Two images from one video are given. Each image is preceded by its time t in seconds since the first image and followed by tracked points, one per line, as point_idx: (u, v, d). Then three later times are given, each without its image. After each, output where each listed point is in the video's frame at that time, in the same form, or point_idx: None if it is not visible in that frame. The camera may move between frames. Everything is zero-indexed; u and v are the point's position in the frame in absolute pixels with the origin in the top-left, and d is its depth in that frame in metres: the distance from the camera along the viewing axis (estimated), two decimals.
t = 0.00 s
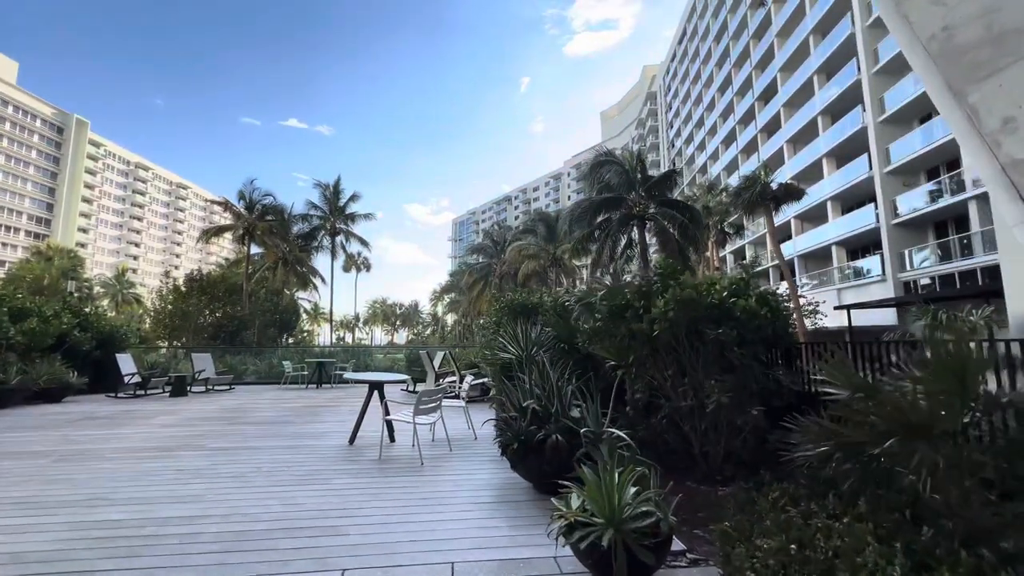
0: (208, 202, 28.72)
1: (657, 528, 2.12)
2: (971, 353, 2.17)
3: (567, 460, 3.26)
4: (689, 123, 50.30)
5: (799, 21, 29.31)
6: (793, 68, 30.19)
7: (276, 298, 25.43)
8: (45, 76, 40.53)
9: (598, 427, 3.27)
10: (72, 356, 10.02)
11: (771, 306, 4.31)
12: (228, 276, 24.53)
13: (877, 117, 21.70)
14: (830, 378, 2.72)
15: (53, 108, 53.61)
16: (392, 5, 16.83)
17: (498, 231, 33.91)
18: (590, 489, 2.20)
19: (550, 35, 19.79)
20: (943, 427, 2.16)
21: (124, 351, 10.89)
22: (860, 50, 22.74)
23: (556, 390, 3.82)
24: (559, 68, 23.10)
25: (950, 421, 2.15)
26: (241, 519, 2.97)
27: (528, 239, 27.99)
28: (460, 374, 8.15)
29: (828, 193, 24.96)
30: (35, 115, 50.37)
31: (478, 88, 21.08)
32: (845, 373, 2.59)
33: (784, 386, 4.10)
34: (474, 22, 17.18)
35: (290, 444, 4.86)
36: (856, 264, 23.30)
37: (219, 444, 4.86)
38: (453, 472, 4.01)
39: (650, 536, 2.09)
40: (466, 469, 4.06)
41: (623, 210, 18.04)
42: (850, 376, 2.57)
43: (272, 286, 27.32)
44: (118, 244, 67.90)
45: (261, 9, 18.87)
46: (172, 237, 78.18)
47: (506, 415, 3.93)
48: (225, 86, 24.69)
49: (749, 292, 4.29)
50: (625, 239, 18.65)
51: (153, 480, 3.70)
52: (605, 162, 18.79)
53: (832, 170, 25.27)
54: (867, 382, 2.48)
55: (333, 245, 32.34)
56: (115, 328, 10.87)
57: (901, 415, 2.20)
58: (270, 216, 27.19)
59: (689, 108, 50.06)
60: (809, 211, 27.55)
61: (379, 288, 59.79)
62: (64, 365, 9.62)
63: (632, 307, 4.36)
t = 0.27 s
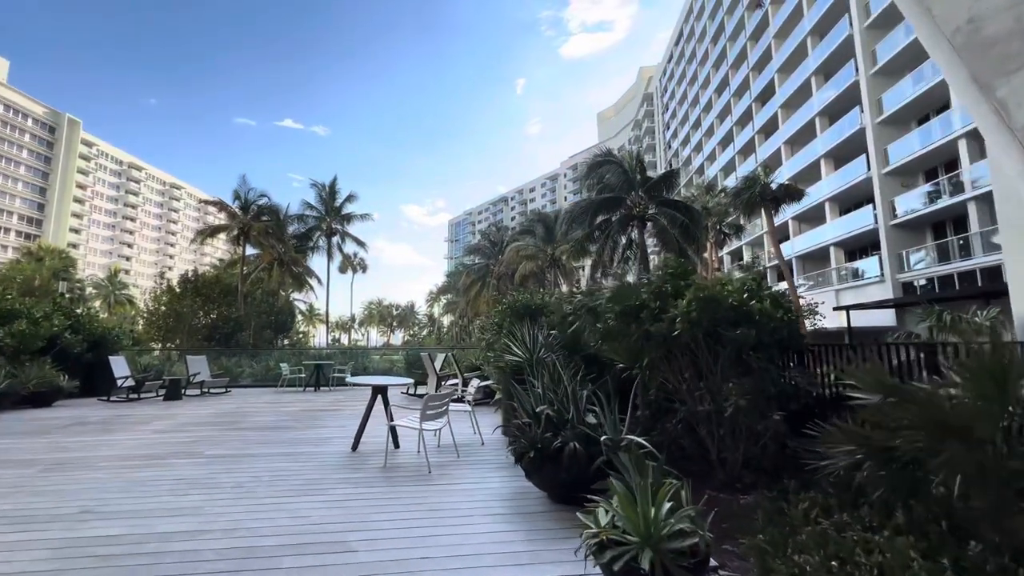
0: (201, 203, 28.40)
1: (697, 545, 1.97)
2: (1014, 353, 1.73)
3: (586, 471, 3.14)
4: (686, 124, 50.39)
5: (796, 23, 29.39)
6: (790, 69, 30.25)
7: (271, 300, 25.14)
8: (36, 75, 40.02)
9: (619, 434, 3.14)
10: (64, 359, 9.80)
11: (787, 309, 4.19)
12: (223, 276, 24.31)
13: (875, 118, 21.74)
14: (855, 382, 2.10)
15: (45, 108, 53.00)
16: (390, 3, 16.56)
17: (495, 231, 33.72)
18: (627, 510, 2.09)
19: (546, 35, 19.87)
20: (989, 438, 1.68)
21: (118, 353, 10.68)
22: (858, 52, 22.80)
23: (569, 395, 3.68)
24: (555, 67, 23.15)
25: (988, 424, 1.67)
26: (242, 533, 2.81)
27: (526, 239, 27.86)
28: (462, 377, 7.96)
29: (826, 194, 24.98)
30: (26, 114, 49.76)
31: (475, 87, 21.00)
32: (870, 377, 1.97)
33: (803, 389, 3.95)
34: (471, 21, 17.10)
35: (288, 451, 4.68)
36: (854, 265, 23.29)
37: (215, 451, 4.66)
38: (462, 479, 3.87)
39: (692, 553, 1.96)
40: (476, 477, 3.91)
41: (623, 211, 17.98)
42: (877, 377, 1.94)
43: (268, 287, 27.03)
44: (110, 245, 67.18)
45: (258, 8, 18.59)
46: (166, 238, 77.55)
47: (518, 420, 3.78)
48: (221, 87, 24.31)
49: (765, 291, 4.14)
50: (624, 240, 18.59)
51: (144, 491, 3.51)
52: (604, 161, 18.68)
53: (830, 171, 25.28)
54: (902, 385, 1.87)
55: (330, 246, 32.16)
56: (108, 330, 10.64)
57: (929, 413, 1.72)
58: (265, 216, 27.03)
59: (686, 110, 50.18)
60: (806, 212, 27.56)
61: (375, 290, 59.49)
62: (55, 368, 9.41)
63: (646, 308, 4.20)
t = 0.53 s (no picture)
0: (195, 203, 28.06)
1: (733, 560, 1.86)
2: None
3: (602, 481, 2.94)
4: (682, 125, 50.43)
5: (793, 24, 29.40)
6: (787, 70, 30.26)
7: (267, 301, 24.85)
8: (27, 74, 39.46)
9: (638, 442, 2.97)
10: (52, 361, 9.54)
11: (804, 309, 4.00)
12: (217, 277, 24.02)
13: (873, 118, 21.72)
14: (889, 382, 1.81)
15: (37, 107, 52.36)
16: (388, 2, 16.29)
17: (493, 232, 33.49)
18: (664, 533, 2.02)
19: (543, 38, 19.83)
20: None
21: (108, 355, 10.42)
22: (855, 52, 22.79)
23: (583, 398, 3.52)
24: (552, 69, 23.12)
25: None
26: (236, 548, 2.61)
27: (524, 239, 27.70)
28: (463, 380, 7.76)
29: (824, 194, 24.96)
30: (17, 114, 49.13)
31: (473, 87, 20.85)
32: (899, 372, 1.68)
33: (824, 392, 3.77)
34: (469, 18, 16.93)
35: (286, 457, 4.47)
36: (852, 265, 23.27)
37: (208, 457, 4.45)
38: (469, 485, 3.72)
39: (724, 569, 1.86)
40: (483, 483, 3.75)
41: (623, 210, 17.89)
42: (907, 373, 1.63)
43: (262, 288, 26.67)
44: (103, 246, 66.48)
45: (253, 7, 18.27)
46: (159, 239, 76.88)
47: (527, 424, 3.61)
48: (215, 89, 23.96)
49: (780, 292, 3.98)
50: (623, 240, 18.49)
51: (132, 501, 3.30)
52: (603, 161, 18.56)
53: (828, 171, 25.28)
54: (939, 382, 1.53)
55: (325, 247, 31.95)
56: (98, 332, 10.38)
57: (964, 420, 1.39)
58: (260, 216, 26.76)
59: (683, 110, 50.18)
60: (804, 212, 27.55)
61: (371, 291, 59.13)
62: (43, 370, 9.15)
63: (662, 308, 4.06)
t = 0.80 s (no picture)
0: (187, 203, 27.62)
1: None
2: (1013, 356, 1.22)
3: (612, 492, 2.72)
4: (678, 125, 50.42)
5: (789, 24, 29.39)
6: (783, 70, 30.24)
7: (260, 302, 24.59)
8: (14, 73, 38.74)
9: (651, 451, 2.76)
10: (37, 365, 9.24)
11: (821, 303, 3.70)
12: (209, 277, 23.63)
13: (870, 118, 21.70)
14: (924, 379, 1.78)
15: (25, 107, 51.56)
16: None
17: (489, 232, 33.26)
18: (706, 556, 1.90)
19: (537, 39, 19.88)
20: None
21: (94, 358, 10.11)
22: (852, 52, 22.78)
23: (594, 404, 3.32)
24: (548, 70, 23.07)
25: None
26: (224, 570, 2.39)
27: (521, 240, 27.50)
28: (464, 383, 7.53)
29: (821, 194, 24.95)
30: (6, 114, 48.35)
31: (471, 88, 20.67)
32: (937, 368, 1.66)
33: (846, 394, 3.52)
34: (467, 18, 16.73)
35: (277, 466, 4.24)
36: (850, 265, 23.24)
37: (195, 467, 4.21)
38: (472, 495, 3.51)
39: None
40: (487, 493, 3.55)
41: (622, 209, 17.79)
42: (947, 369, 1.60)
43: (255, 289, 26.22)
44: (93, 247, 65.57)
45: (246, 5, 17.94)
46: (151, 240, 76.11)
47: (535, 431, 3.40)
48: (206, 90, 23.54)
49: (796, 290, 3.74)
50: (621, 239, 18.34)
51: (109, 517, 3.05)
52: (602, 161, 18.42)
53: (825, 171, 25.25)
54: (980, 382, 1.51)
55: (320, 247, 31.70)
56: (85, 335, 10.07)
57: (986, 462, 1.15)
58: (253, 216, 26.43)
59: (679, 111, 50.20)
60: (801, 212, 27.53)
61: (366, 292, 58.73)
62: (27, 374, 8.86)
63: (673, 307, 3.86)
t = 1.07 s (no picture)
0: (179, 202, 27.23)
1: None
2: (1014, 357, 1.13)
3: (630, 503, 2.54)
4: (674, 125, 50.49)
5: (785, 23, 29.41)
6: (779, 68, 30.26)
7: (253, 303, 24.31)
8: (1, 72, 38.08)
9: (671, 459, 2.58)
10: (22, 368, 8.96)
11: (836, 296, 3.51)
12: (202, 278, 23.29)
13: (866, 117, 21.72)
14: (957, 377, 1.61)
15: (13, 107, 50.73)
16: None
17: (485, 231, 33.09)
18: None
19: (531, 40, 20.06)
20: None
21: (82, 361, 9.82)
22: (848, 51, 22.79)
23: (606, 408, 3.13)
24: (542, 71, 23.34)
25: None
26: None
27: (518, 239, 27.36)
28: (464, 384, 7.34)
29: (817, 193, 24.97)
30: None
31: (467, 87, 20.54)
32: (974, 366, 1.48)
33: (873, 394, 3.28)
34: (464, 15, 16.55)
35: (273, 473, 4.04)
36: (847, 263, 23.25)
37: (185, 475, 3.99)
38: (480, 504, 3.32)
39: None
40: (496, 501, 3.36)
41: (622, 208, 17.70)
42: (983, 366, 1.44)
43: (249, 290, 25.90)
44: (83, 248, 64.70)
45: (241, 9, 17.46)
46: (143, 241, 75.32)
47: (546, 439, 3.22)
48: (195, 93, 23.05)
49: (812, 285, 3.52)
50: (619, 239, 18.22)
51: (91, 533, 2.83)
52: (600, 159, 18.34)
53: (821, 170, 25.28)
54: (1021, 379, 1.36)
55: (314, 247, 31.46)
56: (72, 337, 9.77)
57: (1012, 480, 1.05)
58: (246, 216, 26.10)
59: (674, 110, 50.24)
60: (797, 211, 27.55)
61: (360, 292, 58.38)
62: (11, 378, 8.57)
63: (684, 305, 3.66)
